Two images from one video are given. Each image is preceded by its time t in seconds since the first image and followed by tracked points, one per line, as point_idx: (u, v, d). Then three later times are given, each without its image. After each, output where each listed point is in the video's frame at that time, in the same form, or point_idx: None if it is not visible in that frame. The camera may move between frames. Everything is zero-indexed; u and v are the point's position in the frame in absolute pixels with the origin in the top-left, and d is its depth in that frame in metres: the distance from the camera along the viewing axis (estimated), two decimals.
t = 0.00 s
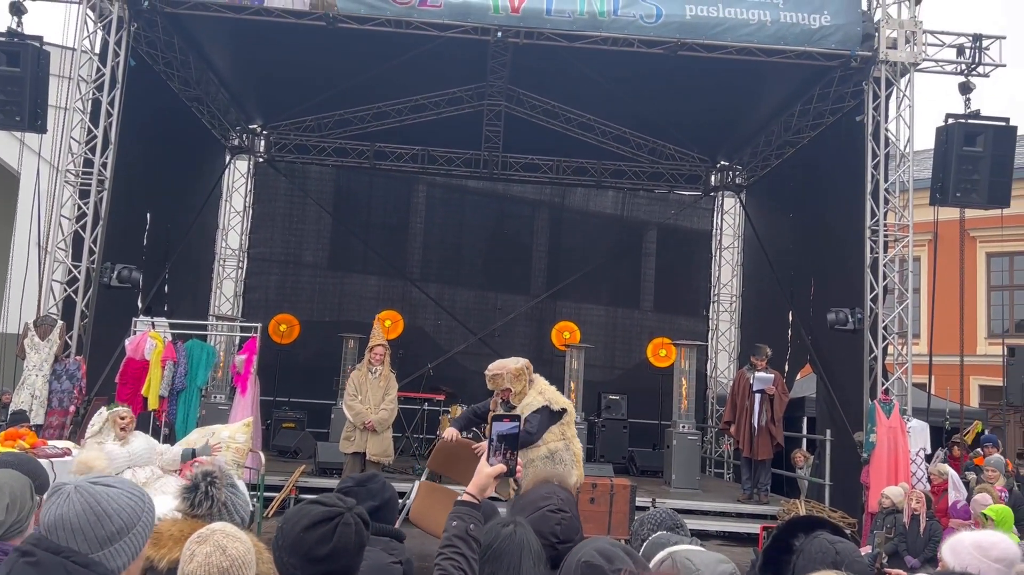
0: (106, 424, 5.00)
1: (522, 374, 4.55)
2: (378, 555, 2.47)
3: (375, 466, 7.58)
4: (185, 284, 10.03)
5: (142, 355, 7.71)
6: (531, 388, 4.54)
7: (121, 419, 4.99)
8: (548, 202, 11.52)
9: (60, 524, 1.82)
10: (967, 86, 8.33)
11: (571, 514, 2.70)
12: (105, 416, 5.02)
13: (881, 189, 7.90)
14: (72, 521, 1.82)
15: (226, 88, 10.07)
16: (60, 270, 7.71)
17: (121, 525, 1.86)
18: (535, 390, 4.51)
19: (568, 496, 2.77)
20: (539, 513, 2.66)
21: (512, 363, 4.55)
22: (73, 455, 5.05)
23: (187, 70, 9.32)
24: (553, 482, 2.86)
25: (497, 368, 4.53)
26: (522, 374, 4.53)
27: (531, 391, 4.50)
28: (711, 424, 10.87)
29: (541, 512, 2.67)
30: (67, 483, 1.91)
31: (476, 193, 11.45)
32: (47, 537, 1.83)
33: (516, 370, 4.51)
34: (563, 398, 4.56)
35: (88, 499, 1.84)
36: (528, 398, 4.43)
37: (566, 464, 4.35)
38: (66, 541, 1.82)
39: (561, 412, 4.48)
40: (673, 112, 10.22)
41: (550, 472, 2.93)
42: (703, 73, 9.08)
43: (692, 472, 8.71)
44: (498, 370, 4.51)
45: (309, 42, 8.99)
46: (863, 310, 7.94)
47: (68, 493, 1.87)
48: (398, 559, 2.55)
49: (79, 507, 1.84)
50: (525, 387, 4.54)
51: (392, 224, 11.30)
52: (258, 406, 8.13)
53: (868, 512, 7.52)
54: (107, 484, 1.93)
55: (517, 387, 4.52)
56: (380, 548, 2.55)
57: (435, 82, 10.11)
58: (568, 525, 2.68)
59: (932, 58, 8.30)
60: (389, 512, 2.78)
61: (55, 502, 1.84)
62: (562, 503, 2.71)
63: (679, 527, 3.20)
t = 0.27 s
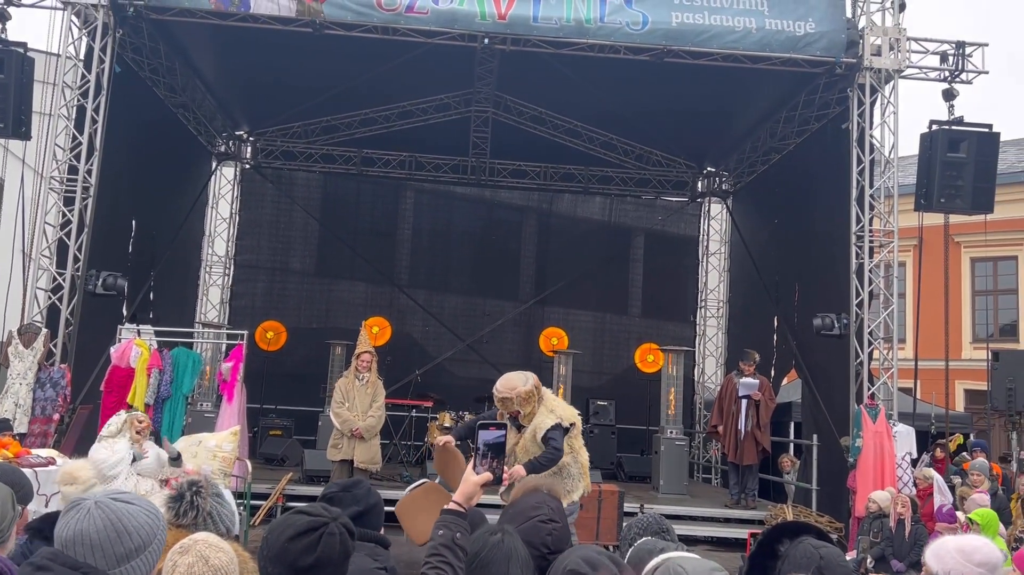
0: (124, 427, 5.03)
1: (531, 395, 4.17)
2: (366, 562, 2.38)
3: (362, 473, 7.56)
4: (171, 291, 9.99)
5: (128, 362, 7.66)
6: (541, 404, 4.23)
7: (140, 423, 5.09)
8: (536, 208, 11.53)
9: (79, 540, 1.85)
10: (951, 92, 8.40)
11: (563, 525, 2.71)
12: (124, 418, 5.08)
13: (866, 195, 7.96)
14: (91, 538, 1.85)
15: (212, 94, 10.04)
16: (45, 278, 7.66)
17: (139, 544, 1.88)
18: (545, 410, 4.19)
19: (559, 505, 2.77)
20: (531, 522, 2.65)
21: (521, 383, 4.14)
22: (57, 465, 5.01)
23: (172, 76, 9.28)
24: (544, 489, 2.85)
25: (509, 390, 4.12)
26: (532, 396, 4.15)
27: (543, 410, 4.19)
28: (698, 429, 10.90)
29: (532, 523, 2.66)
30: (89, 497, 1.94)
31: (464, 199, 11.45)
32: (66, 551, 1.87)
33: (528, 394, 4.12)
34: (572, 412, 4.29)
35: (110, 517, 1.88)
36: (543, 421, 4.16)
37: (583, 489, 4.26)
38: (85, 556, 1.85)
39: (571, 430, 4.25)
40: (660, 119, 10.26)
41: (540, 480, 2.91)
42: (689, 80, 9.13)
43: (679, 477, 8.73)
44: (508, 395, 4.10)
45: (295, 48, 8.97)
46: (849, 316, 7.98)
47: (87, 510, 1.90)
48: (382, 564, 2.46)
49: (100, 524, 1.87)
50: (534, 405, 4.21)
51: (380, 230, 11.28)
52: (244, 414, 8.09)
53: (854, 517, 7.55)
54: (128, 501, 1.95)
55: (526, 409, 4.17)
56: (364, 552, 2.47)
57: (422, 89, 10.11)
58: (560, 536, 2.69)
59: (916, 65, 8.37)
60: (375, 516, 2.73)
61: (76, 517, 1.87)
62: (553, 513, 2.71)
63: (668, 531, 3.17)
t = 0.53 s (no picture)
0: (137, 430, 4.98)
1: (527, 395, 4.52)
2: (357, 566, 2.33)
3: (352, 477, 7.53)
4: (158, 296, 9.92)
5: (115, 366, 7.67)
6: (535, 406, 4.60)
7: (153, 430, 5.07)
8: (525, 211, 11.54)
9: (70, 545, 1.87)
10: (936, 95, 8.46)
11: (552, 526, 2.70)
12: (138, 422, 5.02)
13: (853, 197, 8.00)
14: (82, 542, 1.86)
15: (199, 97, 10.00)
16: (30, 282, 7.60)
17: (130, 548, 1.89)
18: (540, 411, 4.56)
19: (548, 506, 2.75)
20: (520, 525, 2.64)
21: (517, 384, 4.48)
22: (43, 470, 4.96)
23: (159, 79, 9.24)
24: (534, 489, 2.83)
25: (508, 388, 4.45)
26: (528, 395, 4.51)
27: (537, 410, 4.56)
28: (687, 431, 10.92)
29: (521, 525, 2.65)
30: (80, 502, 1.96)
31: (453, 202, 11.44)
32: (57, 555, 1.88)
33: (524, 393, 4.48)
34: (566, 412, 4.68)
35: (99, 520, 1.89)
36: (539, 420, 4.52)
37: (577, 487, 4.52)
38: (76, 560, 1.86)
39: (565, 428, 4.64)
40: (648, 122, 10.29)
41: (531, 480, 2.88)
42: (677, 82, 9.16)
43: (669, 479, 8.74)
44: (506, 393, 4.45)
45: (283, 51, 8.95)
46: (837, 317, 8.01)
47: (80, 514, 1.92)
48: (376, 568, 2.45)
49: (91, 527, 1.89)
50: (529, 405, 4.56)
51: (368, 234, 11.26)
52: (232, 419, 8.05)
53: (843, 518, 7.58)
54: (119, 506, 1.97)
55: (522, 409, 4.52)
56: (360, 557, 2.46)
57: (410, 91, 10.10)
58: (549, 537, 2.67)
59: (902, 67, 8.42)
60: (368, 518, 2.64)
61: (67, 521, 1.89)
62: (542, 514, 2.69)
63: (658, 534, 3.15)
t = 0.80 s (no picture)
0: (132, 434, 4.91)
1: (510, 390, 4.60)
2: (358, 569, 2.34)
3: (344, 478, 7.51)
4: (149, 298, 9.88)
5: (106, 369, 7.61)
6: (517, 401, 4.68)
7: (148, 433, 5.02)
8: (517, 212, 11.54)
9: (58, 545, 1.87)
10: (926, 95, 8.50)
11: (539, 524, 2.71)
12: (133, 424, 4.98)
13: (843, 198, 8.03)
14: (70, 542, 1.87)
15: (190, 98, 9.96)
16: (21, 284, 7.56)
17: (119, 547, 1.90)
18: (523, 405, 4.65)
19: (537, 506, 2.75)
20: (508, 525, 2.65)
21: (499, 380, 4.57)
22: (36, 473, 4.94)
23: (149, 81, 9.20)
24: (524, 489, 2.84)
25: (490, 383, 4.53)
26: (510, 389, 4.59)
27: (521, 405, 4.64)
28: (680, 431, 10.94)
29: (510, 525, 2.66)
30: (67, 502, 1.97)
31: (445, 203, 11.44)
32: (45, 556, 1.88)
33: (506, 387, 4.56)
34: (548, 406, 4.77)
35: (88, 520, 1.90)
36: (523, 413, 4.59)
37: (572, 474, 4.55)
38: (64, 561, 1.87)
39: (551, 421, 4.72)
40: (640, 122, 10.30)
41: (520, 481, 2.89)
42: (668, 83, 9.18)
43: (661, 479, 8.76)
44: (489, 388, 4.52)
45: (274, 52, 8.93)
46: (828, 317, 8.04)
47: (68, 513, 1.93)
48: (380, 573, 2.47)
49: (79, 526, 1.89)
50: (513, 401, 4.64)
51: (360, 235, 11.24)
52: (224, 421, 8.03)
53: (835, 517, 7.61)
54: (106, 506, 1.98)
55: (506, 404, 4.59)
56: (363, 563, 2.48)
57: (402, 92, 10.08)
58: (536, 535, 2.68)
59: (892, 68, 8.46)
60: (370, 525, 2.64)
61: (55, 522, 1.89)
62: (530, 514, 2.70)
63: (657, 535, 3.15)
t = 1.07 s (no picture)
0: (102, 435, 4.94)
1: (509, 390, 4.61)
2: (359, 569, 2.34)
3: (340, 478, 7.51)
4: (143, 298, 9.86)
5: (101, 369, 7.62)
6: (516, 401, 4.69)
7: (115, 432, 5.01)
8: (511, 211, 11.55)
9: (43, 544, 1.85)
10: (919, 93, 8.53)
11: (532, 523, 2.71)
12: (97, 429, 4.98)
13: (837, 195, 8.05)
14: (56, 541, 1.86)
15: (183, 97, 9.94)
16: (14, 285, 7.54)
17: (105, 546, 1.89)
18: (523, 405, 4.66)
19: (530, 504, 2.76)
20: (501, 524, 2.66)
21: (498, 379, 4.59)
22: (31, 474, 4.93)
23: (143, 81, 9.19)
24: (515, 488, 2.85)
25: (488, 383, 4.55)
26: (508, 389, 4.61)
27: (520, 405, 4.66)
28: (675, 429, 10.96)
29: (502, 524, 2.67)
30: (52, 502, 1.95)
31: (439, 202, 11.43)
32: (29, 555, 1.87)
33: (504, 387, 4.58)
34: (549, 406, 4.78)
35: (75, 519, 1.89)
36: (521, 413, 4.61)
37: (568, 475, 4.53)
38: (49, 560, 1.86)
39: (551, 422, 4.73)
40: (634, 120, 10.31)
41: (510, 480, 2.90)
42: (662, 82, 9.19)
43: (657, 476, 8.78)
44: (487, 388, 4.55)
45: (267, 51, 8.91)
46: (822, 314, 8.06)
47: (53, 513, 1.92)
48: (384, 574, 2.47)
49: (65, 526, 1.88)
50: (512, 400, 4.65)
51: (354, 234, 11.23)
52: (219, 420, 8.02)
53: (830, 514, 7.64)
54: (92, 505, 1.97)
55: (504, 403, 4.61)
56: (367, 564, 2.47)
57: (396, 91, 10.07)
58: (531, 533, 2.69)
59: (885, 66, 8.48)
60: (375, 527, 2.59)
61: (40, 521, 1.88)
62: (523, 513, 2.72)
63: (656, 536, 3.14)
